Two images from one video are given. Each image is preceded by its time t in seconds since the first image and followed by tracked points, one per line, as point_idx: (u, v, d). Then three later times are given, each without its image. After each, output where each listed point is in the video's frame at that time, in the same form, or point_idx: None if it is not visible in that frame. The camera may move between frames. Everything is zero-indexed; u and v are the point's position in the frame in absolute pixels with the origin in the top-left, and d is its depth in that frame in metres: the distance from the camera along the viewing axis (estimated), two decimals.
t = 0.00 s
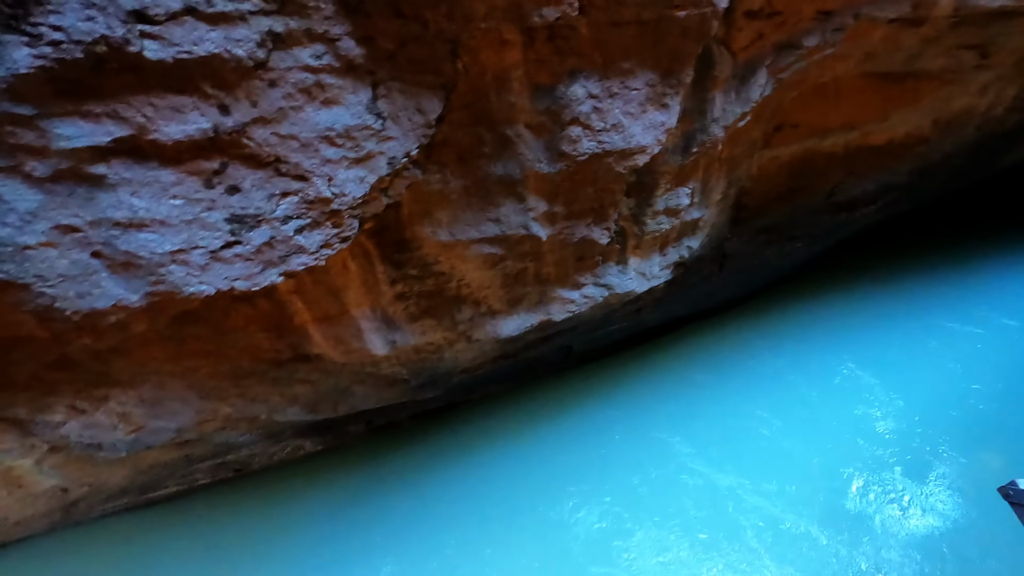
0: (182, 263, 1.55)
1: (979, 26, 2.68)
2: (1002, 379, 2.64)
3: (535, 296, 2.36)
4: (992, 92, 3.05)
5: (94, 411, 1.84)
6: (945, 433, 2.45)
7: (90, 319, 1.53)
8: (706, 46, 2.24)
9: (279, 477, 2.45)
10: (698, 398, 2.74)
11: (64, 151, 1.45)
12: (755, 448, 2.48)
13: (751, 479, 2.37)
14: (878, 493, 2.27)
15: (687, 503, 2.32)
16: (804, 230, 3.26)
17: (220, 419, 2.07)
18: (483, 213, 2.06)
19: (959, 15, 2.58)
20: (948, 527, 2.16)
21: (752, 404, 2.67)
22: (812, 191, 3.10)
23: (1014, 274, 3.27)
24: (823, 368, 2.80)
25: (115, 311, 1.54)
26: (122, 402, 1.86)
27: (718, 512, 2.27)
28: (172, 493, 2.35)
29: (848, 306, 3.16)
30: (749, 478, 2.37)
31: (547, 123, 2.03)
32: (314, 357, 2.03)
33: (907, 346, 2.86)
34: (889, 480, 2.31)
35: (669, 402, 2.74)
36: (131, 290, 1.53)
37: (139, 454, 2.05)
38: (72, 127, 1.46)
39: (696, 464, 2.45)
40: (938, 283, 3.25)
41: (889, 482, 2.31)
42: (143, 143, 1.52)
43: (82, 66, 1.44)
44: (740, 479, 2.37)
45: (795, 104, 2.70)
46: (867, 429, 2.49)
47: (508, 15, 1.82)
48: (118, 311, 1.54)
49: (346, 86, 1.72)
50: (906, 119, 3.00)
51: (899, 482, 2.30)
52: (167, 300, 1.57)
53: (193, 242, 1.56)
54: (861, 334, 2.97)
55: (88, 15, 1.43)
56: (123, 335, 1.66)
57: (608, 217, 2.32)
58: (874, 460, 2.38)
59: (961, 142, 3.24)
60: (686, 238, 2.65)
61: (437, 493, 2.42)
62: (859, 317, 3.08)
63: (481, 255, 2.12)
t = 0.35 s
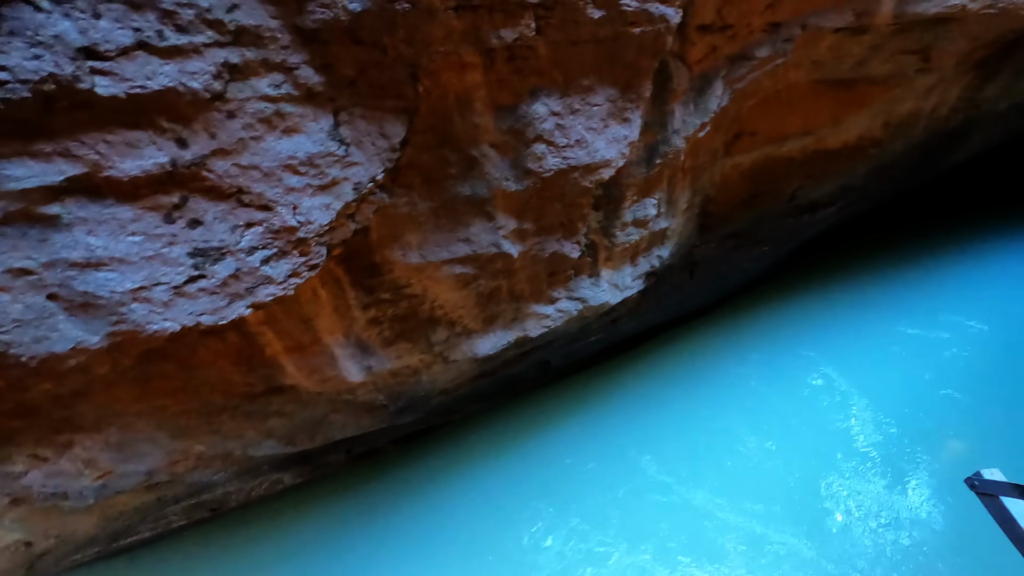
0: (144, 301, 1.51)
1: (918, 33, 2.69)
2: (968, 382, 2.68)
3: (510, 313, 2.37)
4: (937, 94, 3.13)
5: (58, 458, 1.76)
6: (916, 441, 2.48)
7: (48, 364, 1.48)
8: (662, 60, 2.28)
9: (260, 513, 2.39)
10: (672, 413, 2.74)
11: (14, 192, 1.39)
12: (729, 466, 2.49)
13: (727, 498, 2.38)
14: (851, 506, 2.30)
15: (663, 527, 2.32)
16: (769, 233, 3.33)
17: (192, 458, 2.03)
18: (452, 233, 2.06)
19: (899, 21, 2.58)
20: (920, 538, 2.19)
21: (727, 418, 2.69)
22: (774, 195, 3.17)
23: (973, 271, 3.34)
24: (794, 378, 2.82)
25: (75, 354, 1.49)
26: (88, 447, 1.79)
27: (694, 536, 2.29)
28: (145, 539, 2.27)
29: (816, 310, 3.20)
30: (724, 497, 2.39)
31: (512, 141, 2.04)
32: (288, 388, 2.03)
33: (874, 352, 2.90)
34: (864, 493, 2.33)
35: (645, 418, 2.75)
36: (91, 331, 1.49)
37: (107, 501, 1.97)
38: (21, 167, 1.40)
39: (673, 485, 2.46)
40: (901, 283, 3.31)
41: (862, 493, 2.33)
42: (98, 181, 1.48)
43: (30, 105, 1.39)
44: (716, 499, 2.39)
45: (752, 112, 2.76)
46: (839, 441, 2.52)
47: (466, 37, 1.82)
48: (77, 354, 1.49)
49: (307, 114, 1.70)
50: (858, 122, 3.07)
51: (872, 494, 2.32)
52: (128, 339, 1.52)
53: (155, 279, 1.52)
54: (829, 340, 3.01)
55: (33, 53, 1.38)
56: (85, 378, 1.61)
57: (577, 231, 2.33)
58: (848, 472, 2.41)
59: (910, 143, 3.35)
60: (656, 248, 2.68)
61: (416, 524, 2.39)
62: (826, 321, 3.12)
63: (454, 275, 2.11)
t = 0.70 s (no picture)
0: (106, 339, 1.47)
1: (866, 42, 2.75)
2: (937, 393, 2.72)
3: (486, 332, 2.38)
4: (887, 100, 3.22)
5: (21, 508, 1.69)
6: (888, 454, 2.51)
7: (7, 411, 1.42)
8: (622, 77, 2.31)
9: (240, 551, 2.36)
10: (650, 431, 2.74)
11: None
12: (709, 484, 2.51)
13: (705, 520, 2.39)
14: (829, 518, 2.34)
15: (642, 553, 2.32)
16: (737, 241, 3.38)
17: (166, 499, 1.97)
18: (423, 256, 2.05)
19: (847, 32, 2.64)
20: (895, 548, 2.23)
21: (704, 436, 2.69)
22: (739, 203, 3.22)
23: (936, 276, 3.40)
24: (769, 391, 2.84)
25: (34, 399, 1.44)
26: (53, 494, 1.72)
27: (674, 559, 2.29)
28: None
29: (786, 319, 3.24)
30: (704, 517, 2.40)
31: (478, 162, 2.03)
32: (262, 421, 1.99)
33: (845, 362, 2.94)
34: (838, 508, 2.36)
35: (624, 436, 2.74)
36: (51, 375, 1.44)
37: (75, 549, 1.89)
38: None
39: (652, 508, 2.45)
40: (868, 289, 3.36)
41: (836, 508, 2.36)
42: (53, 220, 1.44)
43: None
44: (696, 518, 2.41)
45: (713, 123, 2.81)
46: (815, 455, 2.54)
47: (427, 61, 1.82)
48: (37, 399, 1.44)
49: (269, 142, 1.68)
50: (815, 129, 3.14)
51: (848, 506, 2.35)
52: (92, 381, 1.49)
53: (118, 316, 1.48)
54: (801, 351, 3.04)
55: None
56: (48, 424, 1.55)
57: (548, 247, 2.33)
58: (824, 487, 2.43)
59: (866, 147, 3.44)
60: (627, 260, 2.70)
61: (395, 556, 2.36)
62: (797, 331, 3.16)
63: (427, 297, 2.10)
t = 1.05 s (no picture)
0: (59, 388, 1.43)
1: (811, 61, 2.84)
2: (897, 413, 2.83)
3: (457, 358, 2.37)
4: (834, 114, 3.32)
5: None
6: (855, 476, 2.60)
7: None
8: (580, 101, 2.34)
9: None
10: (625, 455, 2.76)
11: None
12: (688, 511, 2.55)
13: (679, 554, 2.42)
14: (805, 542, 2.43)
15: None
16: (701, 255, 3.43)
17: (129, 550, 1.89)
18: (390, 285, 2.04)
19: (793, 51, 2.73)
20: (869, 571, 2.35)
21: (679, 460, 2.73)
22: (700, 219, 3.28)
23: (892, 284, 3.51)
24: (740, 412, 2.89)
25: None
26: (6, 554, 1.62)
27: None
28: None
29: (752, 333, 3.30)
30: (682, 548, 2.44)
31: (441, 189, 2.03)
32: (229, 462, 1.94)
33: (810, 380, 3.02)
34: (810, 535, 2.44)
35: (600, 461, 2.75)
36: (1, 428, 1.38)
37: None
38: None
39: (623, 541, 2.47)
40: (829, 300, 3.45)
41: (809, 533, 2.45)
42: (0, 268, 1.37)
43: None
44: (674, 548, 2.44)
45: (671, 142, 2.86)
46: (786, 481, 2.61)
47: (386, 92, 1.82)
48: None
49: (227, 179, 1.65)
50: (769, 144, 3.21)
51: (825, 530, 2.45)
52: (45, 432, 1.44)
53: (71, 363, 1.44)
54: (768, 367, 3.10)
55: None
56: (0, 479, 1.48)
57: (516, 270, 2.33)
58: (796, 512, 2.51)
59: (819, 160, 3.54)
60: (595, 279, 2.72)
61: None
62: (763, 346, 3.22)
63: (395, 326, 2.09)
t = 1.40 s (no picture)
0: (6, 443, 1.35)
1: (761, 86, 2.92)
2: (861, 430, 2.95)
3: (430, 389, 2.34)
4: (785, 135, 3.40)
5: None
6: (825, 495, 2.72)
7: None
8: (542, 129, 2.35)
9: None
10: (604, 486, 2.84)
11: None
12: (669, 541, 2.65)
13: None
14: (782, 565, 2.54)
15: None
16: (669, 274, 3.47)
17: None
18: (358, 317, 2.01)
19: (741, 78, 2.80)
20: None
21: (656, 490, 2.82)
22: (666, 239, 3.30)
23: (848, 299, 3.64)
24: (711, 439, 2.98)
25: None
26: None
27: None
28: None
29: (719, 354, 3.39)
30: None
31: (407, 220, 2.02)
32: (194, 510, 1.87)
33: (776, 400, 3.13)
34: (789, 558, 2.55)
35: (578, 493, 2.81)
36: None
37: None
38: None
39: None
40: (790, 318, 3.56)
41: (785, 555, 2.56)
42: None
43: None
44: None
45: (633, 166, 2.89)
46: (760, 507, 2.71)
47: (347, 127, 1.80)
48: None
49: (186, 218, 1.61)
50: (727, 165, 3.26)
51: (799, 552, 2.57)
52: None
53: (19, 416, 1.36)
54: (736, 391, 3.18)
55: None
56: None
57: (486, 297, 2.31)
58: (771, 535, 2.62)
59: (775, 179, 3.62)
60: (566, 302, 2.72)
61: None
62: (730, 368, 3.31)
63: (365, 359, 2.06)
